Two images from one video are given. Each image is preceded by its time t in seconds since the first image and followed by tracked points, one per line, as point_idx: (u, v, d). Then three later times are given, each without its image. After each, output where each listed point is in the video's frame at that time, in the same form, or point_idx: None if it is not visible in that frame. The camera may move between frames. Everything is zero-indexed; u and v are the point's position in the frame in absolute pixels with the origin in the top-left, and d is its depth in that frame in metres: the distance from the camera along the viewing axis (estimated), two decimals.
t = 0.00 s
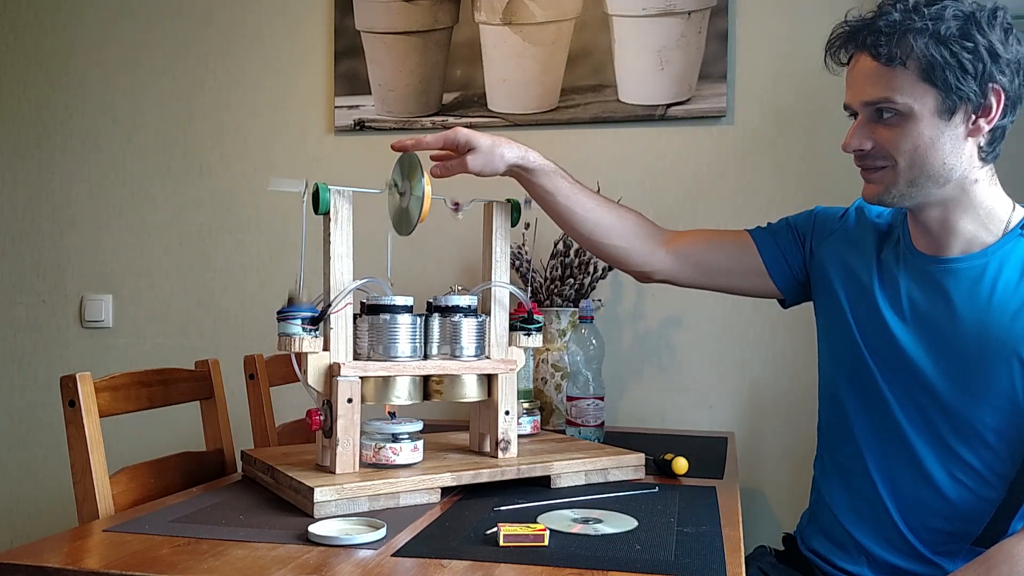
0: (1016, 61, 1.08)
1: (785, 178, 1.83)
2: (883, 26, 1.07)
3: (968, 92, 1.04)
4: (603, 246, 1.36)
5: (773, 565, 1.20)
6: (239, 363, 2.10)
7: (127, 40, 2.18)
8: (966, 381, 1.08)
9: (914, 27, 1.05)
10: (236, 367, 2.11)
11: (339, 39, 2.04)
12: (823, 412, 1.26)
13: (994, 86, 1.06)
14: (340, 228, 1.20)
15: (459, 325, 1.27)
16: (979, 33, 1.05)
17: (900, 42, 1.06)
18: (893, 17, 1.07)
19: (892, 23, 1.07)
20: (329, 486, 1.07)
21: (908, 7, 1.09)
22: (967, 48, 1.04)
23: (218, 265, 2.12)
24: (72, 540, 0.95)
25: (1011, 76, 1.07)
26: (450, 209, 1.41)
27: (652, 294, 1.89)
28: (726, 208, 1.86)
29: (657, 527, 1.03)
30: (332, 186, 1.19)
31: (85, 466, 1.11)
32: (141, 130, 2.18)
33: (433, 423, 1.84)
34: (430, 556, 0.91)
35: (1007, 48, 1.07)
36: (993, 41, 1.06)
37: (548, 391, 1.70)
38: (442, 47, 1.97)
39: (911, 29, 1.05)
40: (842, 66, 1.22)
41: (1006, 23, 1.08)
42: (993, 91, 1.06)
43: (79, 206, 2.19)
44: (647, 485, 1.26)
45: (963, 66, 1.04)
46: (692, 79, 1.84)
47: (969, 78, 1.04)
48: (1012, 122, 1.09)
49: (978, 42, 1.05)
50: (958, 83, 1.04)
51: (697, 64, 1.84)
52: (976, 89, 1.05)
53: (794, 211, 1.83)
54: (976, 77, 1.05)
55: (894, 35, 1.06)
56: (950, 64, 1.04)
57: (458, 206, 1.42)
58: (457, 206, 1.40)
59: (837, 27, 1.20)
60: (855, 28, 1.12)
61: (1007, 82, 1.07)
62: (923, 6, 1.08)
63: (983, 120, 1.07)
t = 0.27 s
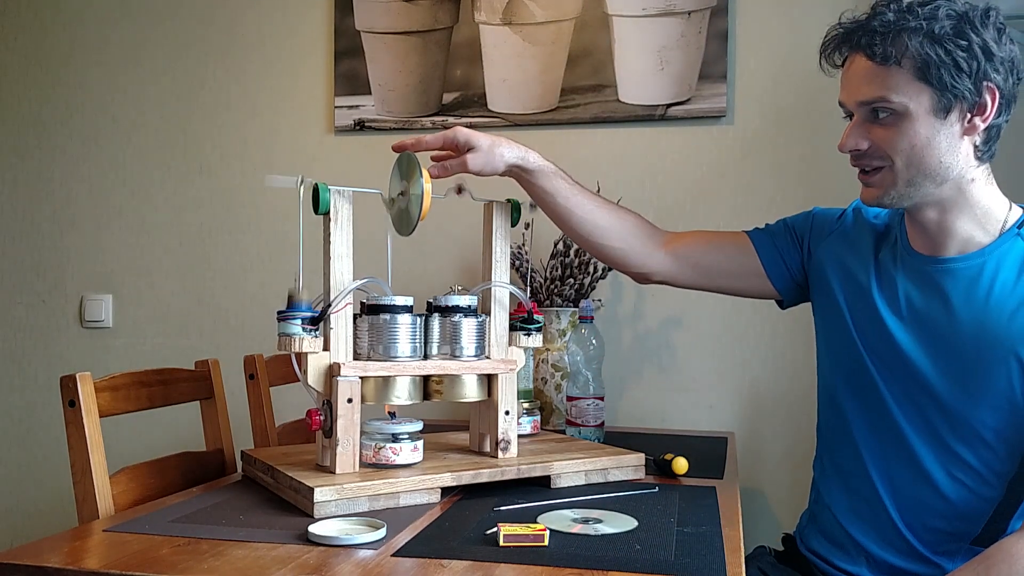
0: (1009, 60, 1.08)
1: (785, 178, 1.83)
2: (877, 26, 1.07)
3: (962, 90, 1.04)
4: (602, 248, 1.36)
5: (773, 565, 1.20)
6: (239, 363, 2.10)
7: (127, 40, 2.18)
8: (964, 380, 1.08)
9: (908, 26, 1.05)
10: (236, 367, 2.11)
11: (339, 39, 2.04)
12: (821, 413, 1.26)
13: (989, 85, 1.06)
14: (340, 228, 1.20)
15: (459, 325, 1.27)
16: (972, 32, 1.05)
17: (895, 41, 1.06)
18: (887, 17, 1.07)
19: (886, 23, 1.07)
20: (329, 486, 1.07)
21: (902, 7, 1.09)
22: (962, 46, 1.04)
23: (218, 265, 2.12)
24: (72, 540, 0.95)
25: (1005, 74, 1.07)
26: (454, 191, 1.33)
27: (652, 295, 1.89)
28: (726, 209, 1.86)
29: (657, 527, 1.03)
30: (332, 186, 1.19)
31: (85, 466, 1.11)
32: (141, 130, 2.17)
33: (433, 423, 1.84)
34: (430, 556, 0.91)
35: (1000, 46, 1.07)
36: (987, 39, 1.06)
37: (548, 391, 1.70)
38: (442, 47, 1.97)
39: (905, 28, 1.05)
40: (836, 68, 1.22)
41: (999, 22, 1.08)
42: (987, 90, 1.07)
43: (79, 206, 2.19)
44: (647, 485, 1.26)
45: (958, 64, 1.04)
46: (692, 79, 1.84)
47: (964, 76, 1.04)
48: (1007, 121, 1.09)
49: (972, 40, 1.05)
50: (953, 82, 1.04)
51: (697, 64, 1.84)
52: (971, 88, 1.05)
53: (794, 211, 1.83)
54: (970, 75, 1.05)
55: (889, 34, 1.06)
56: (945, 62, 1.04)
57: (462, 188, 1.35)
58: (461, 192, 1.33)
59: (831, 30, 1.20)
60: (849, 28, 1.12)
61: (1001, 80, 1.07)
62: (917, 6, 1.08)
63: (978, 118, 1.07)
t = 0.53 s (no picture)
0: (1006, 59, 1.08)
1: (785, 178, 1.83)
2: (876, 24, 1.07)
3: (961, 88, 1.04)
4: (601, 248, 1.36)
5: (773, 565, 1.20)
6: (239, 363, 2.10)
7: (128, 40, 2.18)
8: (963, 380, 1.08)
9: (907, 25, 1.05)
10: (236, 367, 2.11)
11: (339, 39, 2.04)
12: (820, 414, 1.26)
13: (987, 83, 1.06)
14: (340, 228, 1.20)
15: (459, 325, 1.27)
16: (971, 31, 1.06)
17: (894, 40, 1.06)
18: (886, 15, 1.07)
19: (885, 21, 1.07)
20: (329, 486, 1.07)
21: (900, 6, 1.09)
22: (960, 44, 1.05)
23: (218, 265, 2.12)
24: (72, 540, 0.95)
25: (1002, 73, 1.08)
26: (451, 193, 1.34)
27: (652, 294, 1.89)
28: (726, 209, 1.86)
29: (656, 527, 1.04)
30: (332, 186, 1.19)
31: (85, 466, 1.11)
32: (141, 130, 2.18)
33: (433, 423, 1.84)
34: (430, 556, 0.91)
35: (997, 45, 1.07)
36: (984, 38, 1.06)
37: (548, 391, 1.70)
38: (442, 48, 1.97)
39: (904, 26, 1.05)
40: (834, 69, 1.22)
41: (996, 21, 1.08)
42: (985, 89, 1.07)
43: (79, 206, 2.19)
44: (647, 485, 1.26)
45: (956, 62, 1.04)
46: (692, 79, 1.84)
47: (963, 74, 1.04)
48: (1004, 121, 1.09)
49: (970, 38, 1.05)
50: (952, 80, 1.04)
51: (697, 64, 1.84)
52: (969, 86, 1.05)
53: (794, 210, 1.83)
54: (969, 73, 1.05)
55: (888, 33, 1.06)
56: (944, 60, 1.04)
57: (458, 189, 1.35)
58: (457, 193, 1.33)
59: (829, 31, 1.20)
60: (847, 28, 1.12)
61: (999, 79, 1.07)
62: (915, 5, 1.08)
63: (976, 117, 1.07)
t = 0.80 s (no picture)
0: (1001, 58, 1.09)
1: (785, 178, 1.83)
2: (873, 26, 1.07)
3: (959, 88, 1.05)
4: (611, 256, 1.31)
5: (773, 565, 1.20)
6: (239, 363, 2.10)
7: (128, 40, 2.18)
8: (961, 379, 1.08)
9: (906, 26, 1.05)
10: (236, 367, 2.11)
11: (339, 39, 2.04)
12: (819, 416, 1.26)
13: (983, 83, 1.07)
14: (340, 228, 1.20)
15: (459, 325, 1.27)
16: (967, 31, 1.06)
17: (892, 40, 1.06)
18: (884, 17, 1.07)
19: (883, 23, 1.07)
20: (329, 486, 1.07)
21: (897, 7, 1.09)
22: (957, 44, 1.05)
23: (218, 265, 2.12)
24: (72, 540, 0.95)
25: (998, 72, 1.08)
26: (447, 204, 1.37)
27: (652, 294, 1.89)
28: (726, 209, 1.86)
29: (656, 527, 1.03)
30: (332, 186, 1.19)
31: (85, 466, 1.11)
32: (141, 130, 2.18)
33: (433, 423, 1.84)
34: (430, 556, 0.91)
35: (993, 45, 1.08)
36: (981, 38, 1.06)
37: (548, 391, 1.70)
38: (442, 47, 1.97)
39: (902, 27, 1.06)
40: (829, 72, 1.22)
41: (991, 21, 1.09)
42: (982, 88, 1.07)
43: (79, 206, 2.20)
44: (647, 485, 1.26)
45: (954, 62, 1.04)
46: (692, 79, 1.84)
47: (961, 74, 1.05)
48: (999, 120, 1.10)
49: (967, 38, 1.06)
50: (950, 80, 1.04)
51: (697, 64, 1.84)
52: (967, 86, 1.05)
53: (794, 211, 1.83)
54: (966, 73, 1.05)
55: (886, 34, 1.06)
56: (942, 60, 1.04)
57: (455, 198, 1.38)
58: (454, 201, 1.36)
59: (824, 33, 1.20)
60: (844, 29, 1.11)
61: (995, 78, 1.08)
62: (912, 6, 1.08)
63: (974, 116, 1.07)
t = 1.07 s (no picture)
0: (989, 58, 1.09)
1: (785, 178, 1.83)
2: (861, 31, 1.06)
3: (948, 90, 1.05)
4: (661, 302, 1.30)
5: (772, 565, 1.20)
6: (239, 362, 2.10)
7: (128, 40, 2.18)
8: (956, 380, 1.08)
9: (893, 30, 1.05)
10: (235, 367, 2.11)
11: (339, 39, 2.04)
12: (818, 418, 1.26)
13: (972, 83, 1.07)
14: (339, 227, 1.20)
15: (459, 325, 1.27)
16: (954, 33, 1.06)
17: (880, 45, 1.05)
18: (870, 21, 1.07)
19: (870, 27, 1.06)
20: (329, 486, 1.07)
21: (883, 12, 1.09)
22: (944, 46, 1.05)
23: (218, 264, 2.12)
24: (72, 540, 0.95)
25: (986, 73, 1.08)
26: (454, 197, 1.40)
27: (652, 295, 1.89)
28: (726, 209, 1.86)
29: (656, 527, 1.03)
30: (332, 186, 1.19)
31: (85, 466, 1.11)
32: (141, 130, 2.18)
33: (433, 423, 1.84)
34: (430, 556, 0.91)
35: (980, 46, 1.08)
36: (968, 40, 1.06)
37: (548, 391, 1.70)
38: (442, 47, 1.97)
39: (889, 31, 1.05)
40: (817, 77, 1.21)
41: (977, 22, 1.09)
42: (971, 89, 1.07)
43: (79, 206, 2.20)
44: (647, 485, 1.26)
45: (943, 64, 1.04)
46: (692, 79, 1.84)
47: (950, 75, 1.04)
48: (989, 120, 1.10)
49: (955, 40, 1.05)
50: (939, 82, 1.04)
51: (697, 64, 1.84)
52: (956, 87, 1.05)
53: (794, 211, 1.83)
54: (955, 74, 1.05)
55: (873, 38, 1.05)
56: (930, 63, 1.04)
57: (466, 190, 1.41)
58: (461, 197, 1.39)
59: (812, 38, 1.20)
60: (831, 35, 1.11)
61: (983, 78, 1.07)
62: (897, 10, 1.08)
63: (964, 117, 1.07)
